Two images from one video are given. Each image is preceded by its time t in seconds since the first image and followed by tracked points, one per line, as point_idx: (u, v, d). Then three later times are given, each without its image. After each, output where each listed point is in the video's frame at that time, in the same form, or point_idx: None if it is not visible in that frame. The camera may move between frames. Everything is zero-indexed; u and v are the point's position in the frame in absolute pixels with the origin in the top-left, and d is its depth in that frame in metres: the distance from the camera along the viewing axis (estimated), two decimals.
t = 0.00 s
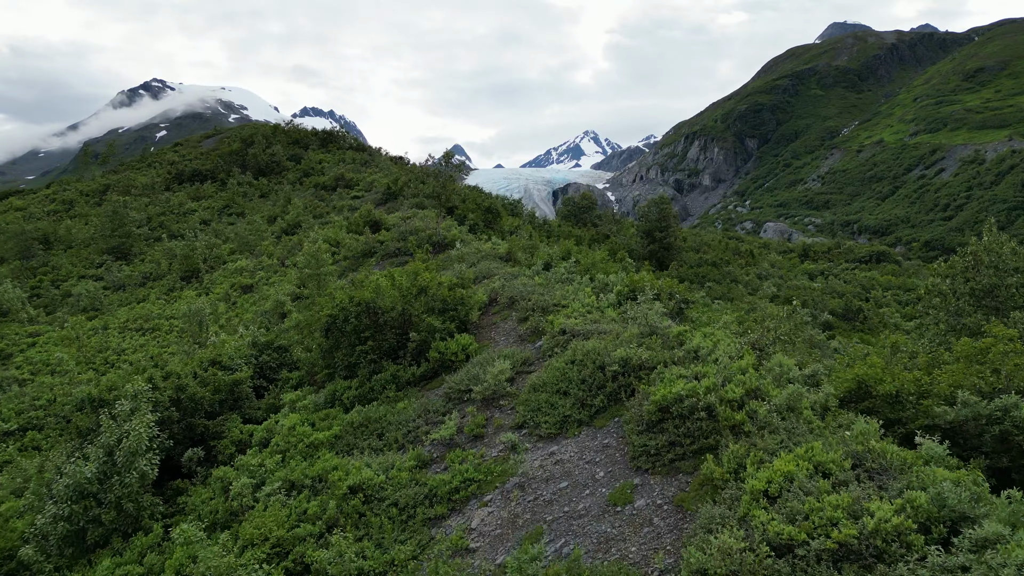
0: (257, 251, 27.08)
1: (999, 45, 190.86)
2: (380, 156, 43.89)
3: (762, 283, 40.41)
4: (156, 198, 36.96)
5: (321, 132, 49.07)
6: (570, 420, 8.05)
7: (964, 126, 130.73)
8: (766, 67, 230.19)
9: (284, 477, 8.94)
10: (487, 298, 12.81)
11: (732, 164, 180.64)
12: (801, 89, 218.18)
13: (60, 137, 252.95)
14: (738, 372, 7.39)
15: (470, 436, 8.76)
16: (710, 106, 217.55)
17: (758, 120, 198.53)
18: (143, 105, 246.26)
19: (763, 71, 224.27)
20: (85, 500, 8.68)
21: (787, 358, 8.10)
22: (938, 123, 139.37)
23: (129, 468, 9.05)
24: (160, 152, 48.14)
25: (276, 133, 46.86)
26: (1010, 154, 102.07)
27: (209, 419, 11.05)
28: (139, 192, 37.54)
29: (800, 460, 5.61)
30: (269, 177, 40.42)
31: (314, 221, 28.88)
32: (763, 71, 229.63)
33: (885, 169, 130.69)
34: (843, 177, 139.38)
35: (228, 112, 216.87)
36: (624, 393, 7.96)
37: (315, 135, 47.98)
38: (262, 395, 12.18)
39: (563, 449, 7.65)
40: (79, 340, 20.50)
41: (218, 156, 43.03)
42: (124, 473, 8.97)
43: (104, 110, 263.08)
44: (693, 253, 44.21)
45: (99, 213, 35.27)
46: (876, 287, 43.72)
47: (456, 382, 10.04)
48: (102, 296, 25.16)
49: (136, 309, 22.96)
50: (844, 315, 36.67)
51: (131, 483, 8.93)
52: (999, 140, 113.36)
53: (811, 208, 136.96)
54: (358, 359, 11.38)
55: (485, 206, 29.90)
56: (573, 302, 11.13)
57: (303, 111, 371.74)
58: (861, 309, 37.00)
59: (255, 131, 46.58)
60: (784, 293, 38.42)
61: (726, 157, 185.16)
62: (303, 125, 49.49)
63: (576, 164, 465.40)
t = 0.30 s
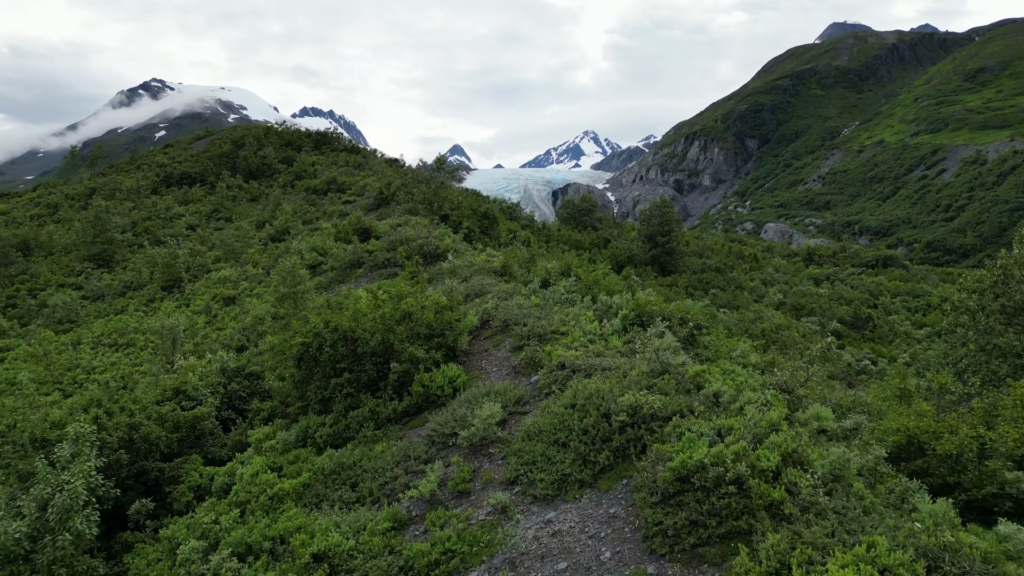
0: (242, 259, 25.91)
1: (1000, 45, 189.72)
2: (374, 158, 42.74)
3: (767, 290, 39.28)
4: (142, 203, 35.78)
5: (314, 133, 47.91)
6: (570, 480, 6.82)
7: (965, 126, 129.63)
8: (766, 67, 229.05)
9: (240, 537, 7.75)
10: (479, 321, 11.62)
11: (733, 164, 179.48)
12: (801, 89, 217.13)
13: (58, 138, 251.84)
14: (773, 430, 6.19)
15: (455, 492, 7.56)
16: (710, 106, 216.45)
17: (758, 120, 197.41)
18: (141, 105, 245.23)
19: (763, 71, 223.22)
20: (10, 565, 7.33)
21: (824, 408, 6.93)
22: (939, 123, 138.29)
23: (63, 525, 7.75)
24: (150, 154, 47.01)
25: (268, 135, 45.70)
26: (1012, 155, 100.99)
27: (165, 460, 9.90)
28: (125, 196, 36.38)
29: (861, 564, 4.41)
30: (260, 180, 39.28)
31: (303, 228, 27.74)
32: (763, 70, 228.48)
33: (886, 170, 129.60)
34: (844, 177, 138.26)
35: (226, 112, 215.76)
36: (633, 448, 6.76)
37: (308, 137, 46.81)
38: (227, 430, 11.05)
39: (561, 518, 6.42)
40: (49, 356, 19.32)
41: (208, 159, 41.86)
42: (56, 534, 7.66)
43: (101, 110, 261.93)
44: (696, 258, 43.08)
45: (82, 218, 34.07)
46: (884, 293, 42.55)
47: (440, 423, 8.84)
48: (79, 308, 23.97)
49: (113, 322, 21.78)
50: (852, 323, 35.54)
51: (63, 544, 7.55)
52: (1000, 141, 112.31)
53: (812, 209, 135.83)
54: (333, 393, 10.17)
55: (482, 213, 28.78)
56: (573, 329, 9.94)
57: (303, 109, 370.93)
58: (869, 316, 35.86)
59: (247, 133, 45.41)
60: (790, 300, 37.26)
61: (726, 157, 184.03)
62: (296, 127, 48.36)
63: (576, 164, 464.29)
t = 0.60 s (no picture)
0: (226, 268, 24.73)
1: (1001, 45, 188.63)
2: (367, 161, 41.56)
3: (772, 297, 38.14)
4: (127, 207, 34.58)
5: (307, 134, 46.72)
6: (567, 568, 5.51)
7: (966, 127, 128.37)
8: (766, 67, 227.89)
9: None
10: (467, 350, 10.41)
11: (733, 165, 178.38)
12: (801, 89, 215.94)
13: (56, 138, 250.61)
14: (822, 519, 5.00)
15: (432, 571, 6.25)
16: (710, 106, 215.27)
17: (759, 120, 196.21)
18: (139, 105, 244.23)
19: (763, 71, 222.06)
20: None
21: (876, 484, 5.74)
22: (940, 123, 137.08)
23: None
24: (139, 156, 45.87)
25: (260, 137, 44.50)
26: (1014, 155, 99.72)
27: (107, 517, 8.70)
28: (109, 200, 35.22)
29: None
30: (250, 184, 38.10)
31: (291, 235, 26.58)
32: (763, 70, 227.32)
33: (886, 171, 128.55)
34: (845, 178, 137.20)
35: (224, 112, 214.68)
36: (648, 531, 5.53)
37: (301, 138, 45.64)
38: (184, 473, 9.87)
39: None
40: (13, 375, 18.09)
41: (197, 161, 40.67)
42: None
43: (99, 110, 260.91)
44: (699, 264, 41.94)
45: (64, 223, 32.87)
46: (892, 299, 41.38)
47: (417, 479, 7.58)
48: (53, 320, 22.76)
49: (86, 336, 20.56)
50: (861, 332, 34.37)
51: None
52: (1001, 141, 111.07)
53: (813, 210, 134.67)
54: (299, 437, 8.89)
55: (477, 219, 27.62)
56: (573, 365, 8.73)
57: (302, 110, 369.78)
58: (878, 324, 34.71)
59: (237, 134, 44.23)
60: (796, 307, 36.11)
61: (726, 157, 182.80)
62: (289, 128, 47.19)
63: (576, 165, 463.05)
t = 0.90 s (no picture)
0: (208, 278, 23.49)
1: (1003, 45, 187.48)
2: (361, 163, 40.32)
3: (779, 304, 36.85)
4: (111, 212, 33.34)
5: (300, 136, 45.50)
6: None
7: (968, 126, 127.02)
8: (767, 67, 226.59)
9: None
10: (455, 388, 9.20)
11: (734, 165, 177.10)
12: (802, 88, 214.67)
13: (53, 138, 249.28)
14: None
15: None
16: (710, 106, 214.11)
17: (760, 120, 194.99)
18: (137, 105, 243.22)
19: (763, 71, 220.82)
20: None
21: None
22: (941, 122, 135.80)
23: None
24: (127, 158, 44.63)
25: (252, 138, 43.29)
26: (1016, 155, 98.42)
27: None
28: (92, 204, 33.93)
29: None
30: (239, 187, 36.86)
31: (278, 242, 25.35)
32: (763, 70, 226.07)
33: (888, 171, 127.39)
34: (846, 178, 135.99)
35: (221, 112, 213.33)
36: None
37: (293, 140, 44.41)
38: (130, 530, 8.74)
39: None
40: None
41: (186, 163, 39.43)
42: None
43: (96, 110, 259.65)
44: (703, 269, 40.66)
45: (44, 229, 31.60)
46: (902, 306, 40.16)
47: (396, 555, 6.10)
48: (23, 333, 21.50)
49: (56, 352, 19.32)
50: (872, 342, 33.08)
51: None
52: (1003, 141, 109.76)
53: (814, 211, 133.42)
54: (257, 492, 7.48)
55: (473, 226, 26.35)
56: (576, 413, 7.46)
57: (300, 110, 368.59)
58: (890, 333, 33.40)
59: (228, 136, 42.97)
60: (805, 316, 34.82)
61: (727, 157, 181.55)
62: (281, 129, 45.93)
63: (576, 165, 461.78)
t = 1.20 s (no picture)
0: (188, 290, 22.19)
1: (1004, 45, 185.94)
2: (354, 166, 39.08)
3: (787, 312, 35.55)
4: (93, 217, 32.07)
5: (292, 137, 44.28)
6: None
7: (969, 126, 125.75)
8: (767, 66, 225.44)
9: None
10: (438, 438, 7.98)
11: (734, 166, 175.79)
12: (802, 88, 213.49)
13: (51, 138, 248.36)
14: None
15: None
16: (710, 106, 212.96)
17: (760, 120, 193.81)
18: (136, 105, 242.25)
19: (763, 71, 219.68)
20: None
21: None
22: (942, 122, 134.60)
23: None
24: (115, 160, 43.39)
25: (243, 140, 42.05)
26: (1018, 155, 97.16)
27: None
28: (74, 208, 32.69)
29: None
30: (228, 191, 35.60)
31: (263, 251, 24.09)
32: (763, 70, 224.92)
33: (889, 171, 126.12)
34: (846, 178, 134.73)
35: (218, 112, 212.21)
36: None
37: (285, 142, 43.19)
38: None
39: None
40: None
41: (173, 166, 38.18)
42: None
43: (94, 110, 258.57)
44: (707, 275, 39.38)
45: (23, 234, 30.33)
46: (913, 313, 38.89)
47: None
48: None
49: (20, 371, 18.02)
50: (885, 353, 31.76)
51: None
52: (1004, 141, 108.52)
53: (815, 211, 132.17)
54: None
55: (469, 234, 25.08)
56: (580, 483, 6.23)
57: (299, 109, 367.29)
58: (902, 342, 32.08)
59: (218, 138, 41.73)
60: (814, 325, 33.52)
61: (727, 158, 180.31)
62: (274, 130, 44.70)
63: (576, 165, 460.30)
